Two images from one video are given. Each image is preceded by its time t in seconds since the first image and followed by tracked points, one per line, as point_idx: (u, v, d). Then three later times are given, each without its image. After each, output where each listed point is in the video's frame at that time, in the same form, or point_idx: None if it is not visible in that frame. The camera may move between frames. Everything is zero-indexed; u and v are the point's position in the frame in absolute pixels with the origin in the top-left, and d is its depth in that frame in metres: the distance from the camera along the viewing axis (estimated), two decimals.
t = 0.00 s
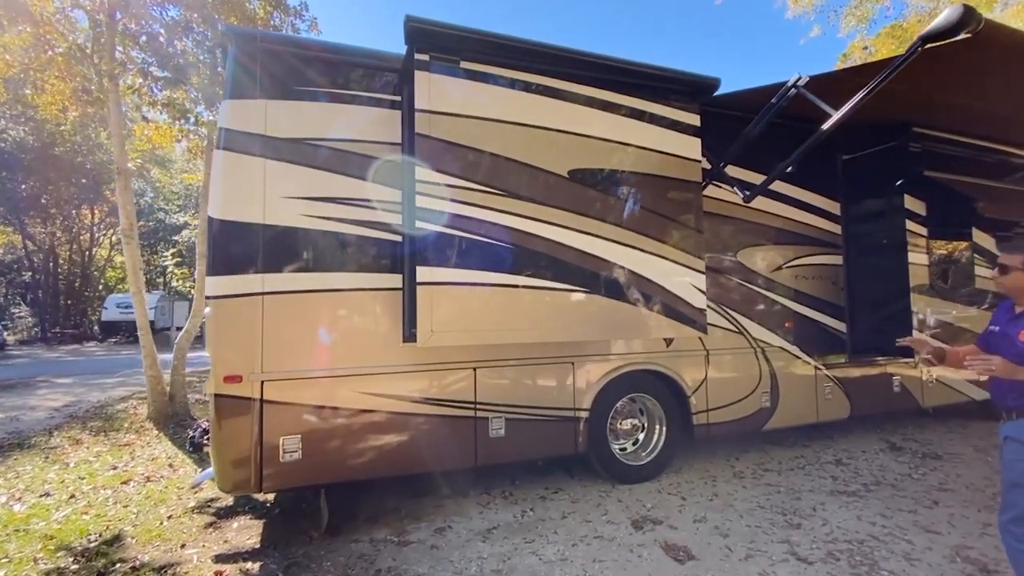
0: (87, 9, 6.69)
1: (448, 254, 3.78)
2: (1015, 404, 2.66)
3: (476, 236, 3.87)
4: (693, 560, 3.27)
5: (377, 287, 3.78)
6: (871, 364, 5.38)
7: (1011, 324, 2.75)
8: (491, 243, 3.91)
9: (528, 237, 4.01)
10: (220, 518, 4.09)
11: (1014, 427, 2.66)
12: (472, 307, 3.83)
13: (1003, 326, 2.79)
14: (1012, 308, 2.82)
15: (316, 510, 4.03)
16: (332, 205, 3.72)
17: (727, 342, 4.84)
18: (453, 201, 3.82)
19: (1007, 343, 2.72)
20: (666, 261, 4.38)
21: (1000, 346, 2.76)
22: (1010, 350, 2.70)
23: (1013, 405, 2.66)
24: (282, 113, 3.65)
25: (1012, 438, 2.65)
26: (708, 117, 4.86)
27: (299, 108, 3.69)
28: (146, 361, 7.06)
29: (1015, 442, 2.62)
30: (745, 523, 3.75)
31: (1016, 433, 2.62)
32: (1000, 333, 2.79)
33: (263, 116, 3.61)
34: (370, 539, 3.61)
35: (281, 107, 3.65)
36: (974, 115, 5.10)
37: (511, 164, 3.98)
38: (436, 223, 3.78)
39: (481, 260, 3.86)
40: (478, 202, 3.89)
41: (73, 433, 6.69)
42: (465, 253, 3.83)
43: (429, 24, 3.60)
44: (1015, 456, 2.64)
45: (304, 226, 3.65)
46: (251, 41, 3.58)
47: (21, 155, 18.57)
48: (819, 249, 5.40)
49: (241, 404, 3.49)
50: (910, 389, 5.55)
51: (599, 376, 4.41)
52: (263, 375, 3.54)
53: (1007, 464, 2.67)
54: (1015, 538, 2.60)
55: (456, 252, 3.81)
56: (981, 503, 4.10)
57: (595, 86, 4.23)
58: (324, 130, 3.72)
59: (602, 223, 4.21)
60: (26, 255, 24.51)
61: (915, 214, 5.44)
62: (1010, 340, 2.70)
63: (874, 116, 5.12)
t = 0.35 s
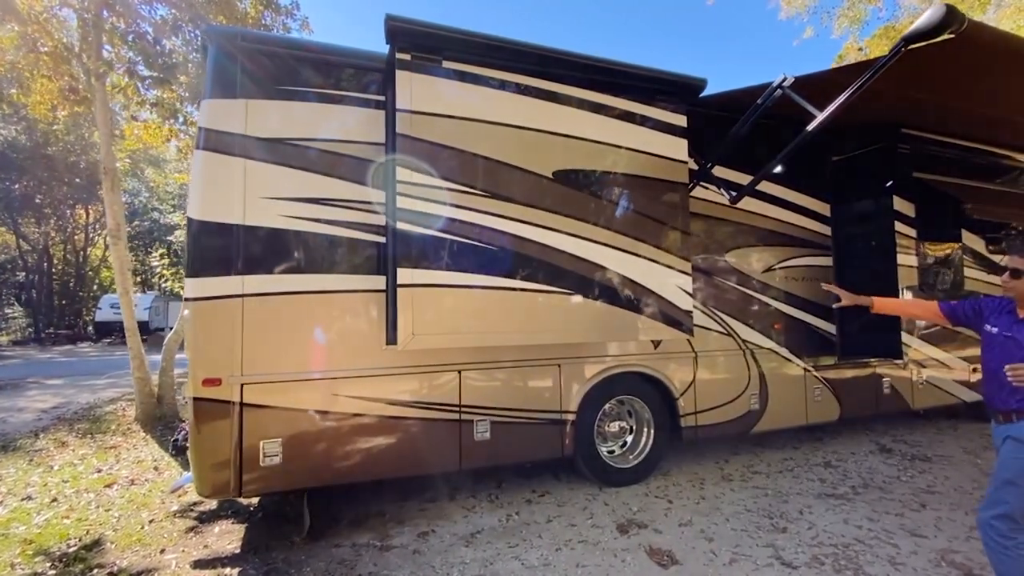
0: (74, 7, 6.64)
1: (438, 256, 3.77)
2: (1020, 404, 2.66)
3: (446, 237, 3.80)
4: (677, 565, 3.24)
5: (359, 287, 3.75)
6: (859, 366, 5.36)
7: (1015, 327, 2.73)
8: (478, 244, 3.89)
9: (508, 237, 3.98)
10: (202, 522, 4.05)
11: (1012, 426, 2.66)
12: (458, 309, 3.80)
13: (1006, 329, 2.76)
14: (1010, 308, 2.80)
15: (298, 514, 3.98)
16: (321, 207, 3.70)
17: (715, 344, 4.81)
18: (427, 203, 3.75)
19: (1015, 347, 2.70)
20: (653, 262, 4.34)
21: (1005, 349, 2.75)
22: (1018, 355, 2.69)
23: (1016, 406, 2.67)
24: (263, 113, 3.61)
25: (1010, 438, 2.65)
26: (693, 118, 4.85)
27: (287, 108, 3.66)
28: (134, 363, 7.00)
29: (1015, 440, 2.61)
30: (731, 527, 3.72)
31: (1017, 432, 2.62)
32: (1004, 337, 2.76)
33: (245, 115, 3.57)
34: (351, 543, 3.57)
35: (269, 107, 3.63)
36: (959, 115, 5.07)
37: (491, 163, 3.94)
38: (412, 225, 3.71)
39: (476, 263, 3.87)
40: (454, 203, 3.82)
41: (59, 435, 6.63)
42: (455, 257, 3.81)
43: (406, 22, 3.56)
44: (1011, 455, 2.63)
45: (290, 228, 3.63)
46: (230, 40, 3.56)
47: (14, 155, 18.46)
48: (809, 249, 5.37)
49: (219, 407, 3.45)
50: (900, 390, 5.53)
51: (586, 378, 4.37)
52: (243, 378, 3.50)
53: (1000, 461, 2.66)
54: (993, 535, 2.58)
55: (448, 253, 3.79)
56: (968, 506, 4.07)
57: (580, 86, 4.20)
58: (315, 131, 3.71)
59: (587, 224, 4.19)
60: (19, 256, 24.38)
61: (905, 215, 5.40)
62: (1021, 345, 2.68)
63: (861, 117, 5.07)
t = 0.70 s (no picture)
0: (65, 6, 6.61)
1: (427, 260, 3.71)
2: (992, 411, 2.60)
3: (432, 241, 3.74)
4: (665, 569, 3.20)
5: (347, 288, 3.72)
6: (852, 367, 5.32)
7: (986, 334, 2.72)
8: (466, 245, 3.85)
9: (496, 237, 3.93)
10: (185, 526, 4.00)
11: (987, 434, 2.61)
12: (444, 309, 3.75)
13: (976, 335, 2.75)
14: (979, 317, 2.80)
15: (284, 518, 3.94)
16: (312, 207, 3.67)
17: (706, 345, 4.78)
18: (414, 203, 3.71)
19: (987, 354, 2.68)
20: (643, 263, 4.30)
21: (976, 356, 2.72)
22: (989, 362, 2.67)
23: (990, 412, 2.61)
24: (248, 112, 3.57)
25: (985, 446, 2.60)
26: (683, 118, 4.81)
27: (278, 109, 3.63)
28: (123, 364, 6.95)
29: (991, 447, 2.57)
30: (721, 530, 3.69)
31: (993, 440, 2.58)
32: (974, 344, 2.75)
33: (230, 114, 3.53)
34: (336, 547, 3.53)
35: (258, 107, 3.59)
36: (950, 115, 5.06)
37: (478, 163, 3.90)
38: (394, 224, 3.65)
39: (469, 266, 3.83)
40: (438, 203, 3.76)
41: (46, 437, 6.56)
42: (447, 261, 3.77)
43: (390, 19, 3.52)
44: (983, 464, 2.58)
45: (281, 228, 3.60)
46: (214, 38, 3.54)
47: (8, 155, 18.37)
48: (802, 250, 5.34)
49: (202, 409, 3.40)
50: (893, 391, 5.50)
51: (575, 380, 4.33)
52: (226, 379, 3.45)
53: (975, 470, 2.60)
54: (967, 542, 2.48)
55: (439, 259, 3.75)
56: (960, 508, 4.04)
57: (568, 86, 4.18)
58: (307, 131, 3.68)
59: (576, 225, 4.15)
60: (13, 256, 24.27)
61: (896, 216, 5.38)
62: (993, 352, 2.66)
63: (850, 117, 5.04)
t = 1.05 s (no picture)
0: (55, 4, 6.56)
1: (421, 260, 3.71)
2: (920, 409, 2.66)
3: (429, 239, 3.75)
4: (652, 572, 3.17)
5: (334, 288, 3.69)
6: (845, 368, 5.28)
7: (917, 333, 2.78)
8: (453, 245, 3.82)
9: (485, 237, 3.91)
10: (170, 528, 3.96)
11: (915, 433, 2.67)
12: (431, 309, 3.71)
13: (909, 334, 2.81)
14: (912, 317, 2.87)
15: (269, 520, 3.90)
16: (303, 207, 3.65)
17: (697, 346, 4.74)
18: (404, 203, 3.69)
19: (917, 352, 2.74)
20: (632, 263, 4.26)
21: (907, 354, 2.78)
22: (918, 361, 2.72)
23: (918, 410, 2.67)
24: (231, 110, 3.53)
25: (912, 448, 2.67)
26: (673, 116, 4.76)
27: (268, 108, 3.61)
28: (113, 365, 6.90)
29: (919, 449, 2.64)
30: (710, 532, 3.65)
31: (919, 440, 2.64)
32: (906, 342, 2.81)
33: (215, 113, 3.50)
34: (321, 550, 3.49)
35: (242, 104, 3.56)
36: (942, 115, 5.03)
37: (465, 162, 3.87)
38: (377, 223, 3.61)
39: (459, 265, 3.81)
40: (426, 203, 3.74)
41: (35, 438, 6.51)
42: (440, 261, 3.77)
43: (375, 16, 3.48)
44: (914, 467, 2.65)
45: (274, 228, 3.58)
46: (197, 36, 3.51)
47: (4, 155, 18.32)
48: (796, 251, 5.31)
49: (183, 410, 3.36)
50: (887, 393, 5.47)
51: (564, 381, 4.30)
52: (209, 380, 3.41)
53: (907, 473, 2.67)
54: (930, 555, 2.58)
55: (431, 259, 3.75)
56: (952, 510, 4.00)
57: (557, 84, 4.14)
58: (298, 131, 3.66)
59: (565, 225, 4.13)
60: (9, 257, 24.20)
61: (889, 216, 5.34)
62: (922, 351, 2.71)
63: (841, 116, 5.01)
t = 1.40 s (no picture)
0: (49, 4, 6.54)
1: (418, 262, 3.71)
2: (854, 411, 2.77)
3: (422, 241, 3.73)
4: None
5: (323, 290, 3.67)
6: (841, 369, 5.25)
7: (842, 338, 2.91)
8: (442, 246, 3.79)
9: (475, 238, 3.88)
10: (158, 531, 3.94)
11: (853, 437, 2.75)
12: (419, 310, 3.69)
13: (835, 340, 2.94)
14: (833, 324, 3.02)
15: (258, 523, 3.87)
16: (297, 207, 3.64)
17: (691, 347, 4.71)
18: (392, 204, 3.65)
19: (843, 356, 2.86)
20: (625, 264, 4.24)
21: (835, 359, 2.90)
22: (846, 364, 2.84)
23: (848, 411, 2.78)
24: (219, 110, 3.51)
25: (855, 452, 2.74)
26: (665, 117, 4.73)
27: (261, 109, 3.60)
28: (107, 366, 6.88)
29: (862, 453, 2.71)
30: (702, 536, 3.63)
31: (861, 444, 2.73)
32: (832, 347, 2.93)
33: (205, 113, 3.48)
34: (309, 553, 3.47)
35: (230, 104, 3.54)
36: (936, 115, 5.01)
37: (454, 163, 3.84)
38: (365, 224, 3.59)
39: (449, 267, 3.79)
40: (413, 203, 3.71)
41: (28, 440, 6.49)
42: (436, 263, 3.76)
43: (363, 16, 3.46)
44: (859, 471, 2.71)
45: (267, 229, 3.57)
46: (185, 35, 3.49)
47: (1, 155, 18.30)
48: (791, 253, 5.29)
49: (170, 412, 3.34)
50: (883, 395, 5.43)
51: (556, 383, 4.27)
52: (196, 382, 3.39)
53: (852, 478, 2.73)
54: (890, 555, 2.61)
55: (427, 261, 3.74)
56: (946, 513, 3.98)
57: (549, 84, 4.12)
58: (292, 131, 3.65)
59: (556, 226, 4.10)
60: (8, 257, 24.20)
61: (883, 217, 5.39)
62: (849, 355, 2.84)
63: (833, 116, 4.97)
